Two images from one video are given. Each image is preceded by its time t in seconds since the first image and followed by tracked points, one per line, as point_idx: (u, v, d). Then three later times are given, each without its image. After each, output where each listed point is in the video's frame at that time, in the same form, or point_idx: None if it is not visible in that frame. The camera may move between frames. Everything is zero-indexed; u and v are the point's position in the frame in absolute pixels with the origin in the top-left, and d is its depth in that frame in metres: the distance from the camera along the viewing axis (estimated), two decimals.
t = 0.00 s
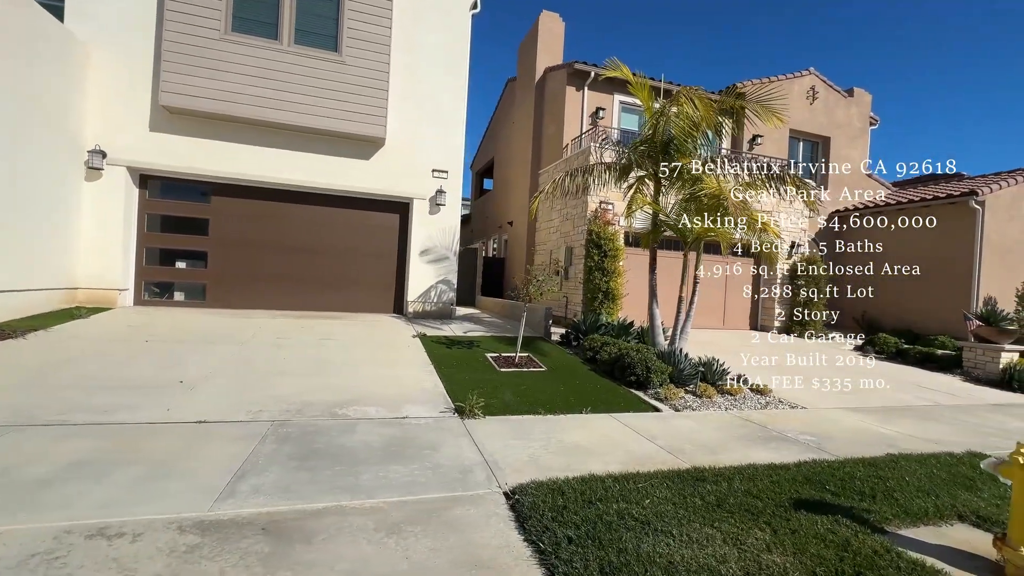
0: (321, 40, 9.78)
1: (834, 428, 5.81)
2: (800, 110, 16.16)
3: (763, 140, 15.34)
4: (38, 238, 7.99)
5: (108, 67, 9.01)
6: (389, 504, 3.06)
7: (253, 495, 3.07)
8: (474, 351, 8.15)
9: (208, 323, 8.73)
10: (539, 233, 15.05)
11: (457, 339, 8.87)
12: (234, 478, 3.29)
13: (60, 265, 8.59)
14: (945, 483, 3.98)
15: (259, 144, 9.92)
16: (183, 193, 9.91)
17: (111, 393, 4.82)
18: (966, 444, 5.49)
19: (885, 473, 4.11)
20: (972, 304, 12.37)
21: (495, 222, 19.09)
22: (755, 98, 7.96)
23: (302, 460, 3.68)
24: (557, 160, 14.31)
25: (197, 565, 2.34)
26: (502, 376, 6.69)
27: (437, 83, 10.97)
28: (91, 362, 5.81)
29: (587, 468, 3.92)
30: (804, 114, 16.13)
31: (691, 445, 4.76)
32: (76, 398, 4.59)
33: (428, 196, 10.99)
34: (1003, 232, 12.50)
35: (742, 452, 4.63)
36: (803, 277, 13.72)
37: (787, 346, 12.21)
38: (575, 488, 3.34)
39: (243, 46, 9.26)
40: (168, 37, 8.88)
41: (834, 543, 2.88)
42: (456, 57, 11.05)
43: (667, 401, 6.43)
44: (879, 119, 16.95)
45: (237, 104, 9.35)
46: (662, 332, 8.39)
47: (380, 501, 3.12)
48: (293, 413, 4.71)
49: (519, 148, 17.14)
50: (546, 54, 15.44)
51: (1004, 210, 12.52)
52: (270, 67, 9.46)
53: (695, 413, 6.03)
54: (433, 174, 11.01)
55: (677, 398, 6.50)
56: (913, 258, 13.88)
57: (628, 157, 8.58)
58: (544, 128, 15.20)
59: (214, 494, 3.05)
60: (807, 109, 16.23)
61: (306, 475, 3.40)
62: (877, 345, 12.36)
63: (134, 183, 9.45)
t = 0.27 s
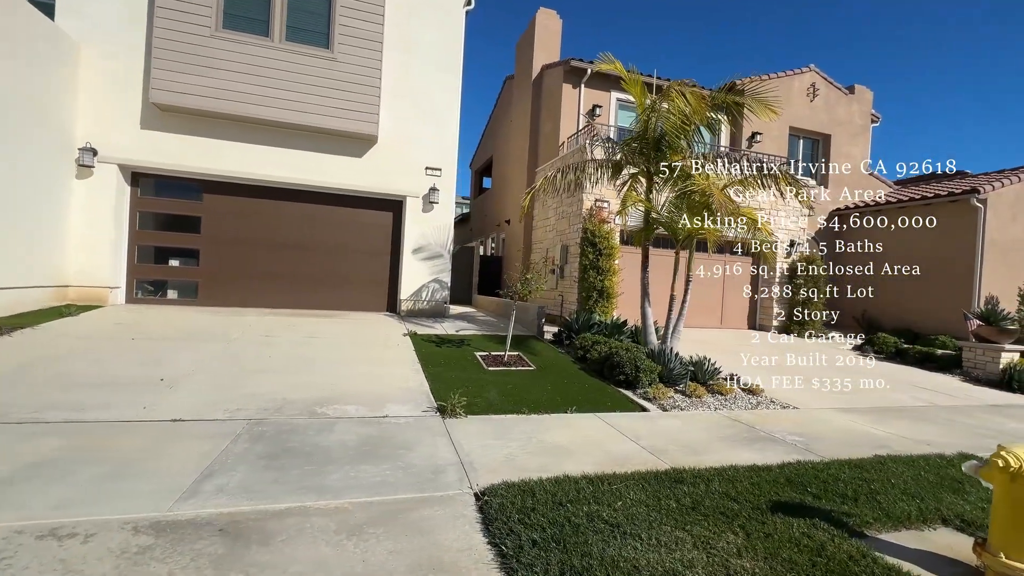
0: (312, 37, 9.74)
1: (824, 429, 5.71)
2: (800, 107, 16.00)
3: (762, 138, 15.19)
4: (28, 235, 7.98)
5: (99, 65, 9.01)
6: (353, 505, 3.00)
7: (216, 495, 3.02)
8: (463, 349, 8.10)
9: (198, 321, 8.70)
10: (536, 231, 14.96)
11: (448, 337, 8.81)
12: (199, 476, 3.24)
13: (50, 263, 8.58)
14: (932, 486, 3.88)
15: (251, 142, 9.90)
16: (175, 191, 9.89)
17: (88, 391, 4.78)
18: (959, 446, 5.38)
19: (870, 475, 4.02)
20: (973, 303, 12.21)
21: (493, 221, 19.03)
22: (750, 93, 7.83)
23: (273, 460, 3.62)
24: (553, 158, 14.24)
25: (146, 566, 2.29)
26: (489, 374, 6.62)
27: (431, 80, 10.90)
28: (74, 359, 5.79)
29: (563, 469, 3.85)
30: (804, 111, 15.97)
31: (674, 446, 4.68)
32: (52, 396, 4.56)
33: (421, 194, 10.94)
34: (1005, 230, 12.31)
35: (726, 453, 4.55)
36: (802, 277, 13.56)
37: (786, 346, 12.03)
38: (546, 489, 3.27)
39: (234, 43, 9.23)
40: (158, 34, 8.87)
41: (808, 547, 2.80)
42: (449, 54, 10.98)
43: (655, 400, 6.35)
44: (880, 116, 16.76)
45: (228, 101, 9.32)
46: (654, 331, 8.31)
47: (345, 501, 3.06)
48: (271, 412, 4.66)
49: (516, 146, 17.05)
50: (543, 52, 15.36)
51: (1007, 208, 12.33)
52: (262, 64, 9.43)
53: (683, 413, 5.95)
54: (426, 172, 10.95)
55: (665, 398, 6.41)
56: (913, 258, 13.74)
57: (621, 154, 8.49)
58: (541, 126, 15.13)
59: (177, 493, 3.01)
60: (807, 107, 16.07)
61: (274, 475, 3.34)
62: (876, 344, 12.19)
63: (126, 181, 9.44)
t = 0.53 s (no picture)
0: (303, 34, 9.68)
1: (816, 430, 5.56)
2: (801, 104, 15.77)
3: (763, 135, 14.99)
4: (17, 234, 7.96)
5: (89, 64, 8.97)
6: (312, 509, 2.91)
7: (172, 497, 2.93)
8: (453, 349, 8.01)
9: (188, 320, 8.66)
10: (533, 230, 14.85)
11: (438, 336, 8.72)
12: (158, 479, 3.16)
13: (41, 261, 8.56)
14: (920, 491, 3.74)
15: (242, 140, 9.85)
16: (166, 189, 9.86)
17: (62, 391, 4.72)
18: (955, 448, 5.22)
19: (856, 479, 3.89)
20: (978, 303, 11.95)
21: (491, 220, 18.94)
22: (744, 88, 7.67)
23: (238, 461, 3.54)
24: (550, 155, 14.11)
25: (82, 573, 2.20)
26: (475, 374, 6.51)
27: (424, 77, 10.82)
28: (53, 358, 5.74)
29: (538, 471, 3.74)
30: (805, 108, 15.76)
31: (657, 448, 4.55)
32: (25, 396, 4.50)
33: (414, 192, 10.85)
34: (1011, 228, 12.06)
35: (710, 456, 4.43)
36: (802, 277, 13.34)
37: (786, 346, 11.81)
38: (515, 493, 3.16)
39: (224, 41, 9.17)
40: (148, 32, 8.83)
41: (782, 556, 2.68)
42: (443, 51, 10.89)
43: (644, 401, 6.22)
44: (884, 113, 16.50)
45: (218, 99, 9.27)
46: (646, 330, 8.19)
47: (304, 504, 2.97)
48: (246, 412, 4.58)
49: (514, 144, 16.93)
50: (540, 49, 15.24)
51: (1012, 205, 12.08)
52: (252, 62, 9.38)
53: (671, 414, 5.82)
54: (419, 170, 10.86)
55: (654, 398, 6.29)
56: (914, 257, 13.55)
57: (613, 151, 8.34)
58: (538, 123, 15.00)
59: (132, 496, 2.92)
60: (808, 103, 15.84)
61: (237, 477, 3.26)
62: (877, 345, 12.08)
63: (117, 179, 9.41)
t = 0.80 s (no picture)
0: (296, 34, 9.63)
1: (810, 434, 5.42)
2: (803, 101, 15.56)
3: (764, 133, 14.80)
4: (9, 236, 7.94)
5: (82, 64, 8.96)
6: (276, 517, 2.82)
7: (133, 505, 2.86)
8: (445, 350, 7.91)
9: (180, 321, 8.62)
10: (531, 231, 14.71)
11: (431, 337, 8.63)
12: (123, 486, 3.08)
13: (34, 263, 8.55)
14: (914, 499, 3.60)
15: (235, 141, 9.82)
16: (161, 190, 9.85)
17: (41, 393, 4.66)
18: (953, 453, 5.07)
19: (847, 487, 3.75)
20: (984, 303, 11.70)
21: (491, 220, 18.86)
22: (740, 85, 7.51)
23: (208, 467, 3.46)
24: (548, 155, 13.99)
25: None
26: (464, 377, 6.41)
27: (418, 77, 10.75)
28: (38, 360, 5.69)
29: (516, 478, 3.63)
30: (807, 106, 15.55)
31: (643, 453, 4.44)
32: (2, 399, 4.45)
33: (409, 192, 10.78)
34: (1017, 227, 11.81)
35: (698, 461, 4.30)
36: (803, 277, 13.13)
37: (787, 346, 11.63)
38: (488, 501, 3.05)
39: (217, 41, 9.14)
40: (140, 32, 8.81)
41: (761, 570, 2.55)
42: (437, 50, 10.81)
43: (635, 404, 6.10)
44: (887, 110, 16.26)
45: (210, 99, 9.23)
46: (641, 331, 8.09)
47: (268, 513, 2.87)
48: (225, 415, 4.51)
49: (513, 144, 16.82)
50: (538, 48, 15.14)
51: (1019, 203, 11.83)
52: (246, 62, 9.34)
53: (662, 417, 5.69)
54: (414, 170, 10.79)
55: (646, 401, 6.16)
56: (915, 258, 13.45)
57: (606, 150, 8.21)
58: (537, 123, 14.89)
59: (92, 504, 2.85)
60: (810, 101, 15.63)
61: (204, 484, 3.18)
62: (880, 345, 11.84)
63: (111, 180, 9.40)
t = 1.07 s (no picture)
0: (291, 34, 9.64)
1: (802, 435, 5.33)
2: (805, 99, 15.39)
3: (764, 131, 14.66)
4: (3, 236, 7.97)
5: (77, 65, 9.00)
6: (242, 518, 2.78)
7: (99, 505, 2.83)
8: (437, 349, 7.86)
9: (173, 320, 8.62)
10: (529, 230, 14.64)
11: (424, 337, 8.58)
12: (92, 485, 3.05)
13: (30, 263, 8.59)
14: (902, 502, 3.50)
15: (230, 141, 9.83)
16: (157, 190, 9.88)
17: (24, 392, 4.66)
18: (948, 454, 4.95)
19: (833, 488, 3.66)
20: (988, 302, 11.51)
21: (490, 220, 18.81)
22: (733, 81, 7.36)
23: (181, 467, 3.43)
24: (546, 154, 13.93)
25: None
26: (453, 377, 6.36)
27: (413, 76, 10.72)
28: (26, 359, 5.70)
29: (493, 478, 3.57)
30: (808, 103, 15.39)
31: (628, 453, 4.36)
32: None
33: (404, 192, 10.75)
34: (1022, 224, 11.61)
35: (683, 462, 4.22)
36: (803, 277, 12.97)
37: (787, 346, 11.49)
38: (459, 502, 2.99)
39: (210, 41, 9.16)
40: (134, 33, 8.84)
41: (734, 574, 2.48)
42: (432, 49, 10.77)
43: (625, 404, 6.01)
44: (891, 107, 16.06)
45: (204, 99, 9.25)
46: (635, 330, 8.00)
47: (235, 513, 2.83)
48: (206, 414, 4.48)
49: (512, 143, 16.76)
50: (536, 47, 15.07)
51: None
52: (240, 62, 9.35)
53: (651, 417, 5.61)
54: (409, 170, 10.76)
55: (636, 401, 6.08)
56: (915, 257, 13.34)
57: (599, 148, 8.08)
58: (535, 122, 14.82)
59: (58, 504, 2.82)
60: (812, 98, 15.46)
61: (174, 483, 3.15)
62: (882, 345, 11.60)
63: (106, 180, 9.44)
